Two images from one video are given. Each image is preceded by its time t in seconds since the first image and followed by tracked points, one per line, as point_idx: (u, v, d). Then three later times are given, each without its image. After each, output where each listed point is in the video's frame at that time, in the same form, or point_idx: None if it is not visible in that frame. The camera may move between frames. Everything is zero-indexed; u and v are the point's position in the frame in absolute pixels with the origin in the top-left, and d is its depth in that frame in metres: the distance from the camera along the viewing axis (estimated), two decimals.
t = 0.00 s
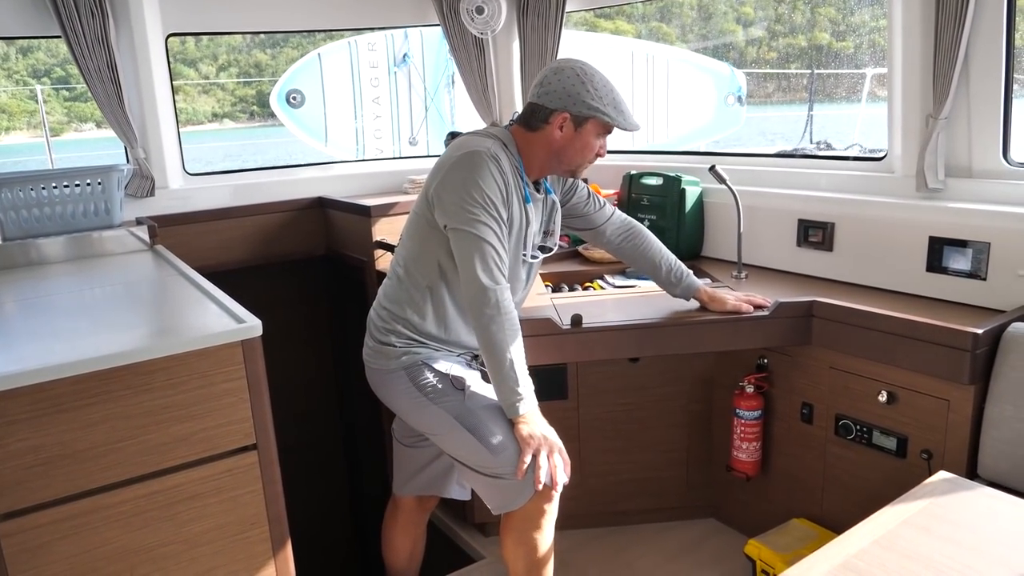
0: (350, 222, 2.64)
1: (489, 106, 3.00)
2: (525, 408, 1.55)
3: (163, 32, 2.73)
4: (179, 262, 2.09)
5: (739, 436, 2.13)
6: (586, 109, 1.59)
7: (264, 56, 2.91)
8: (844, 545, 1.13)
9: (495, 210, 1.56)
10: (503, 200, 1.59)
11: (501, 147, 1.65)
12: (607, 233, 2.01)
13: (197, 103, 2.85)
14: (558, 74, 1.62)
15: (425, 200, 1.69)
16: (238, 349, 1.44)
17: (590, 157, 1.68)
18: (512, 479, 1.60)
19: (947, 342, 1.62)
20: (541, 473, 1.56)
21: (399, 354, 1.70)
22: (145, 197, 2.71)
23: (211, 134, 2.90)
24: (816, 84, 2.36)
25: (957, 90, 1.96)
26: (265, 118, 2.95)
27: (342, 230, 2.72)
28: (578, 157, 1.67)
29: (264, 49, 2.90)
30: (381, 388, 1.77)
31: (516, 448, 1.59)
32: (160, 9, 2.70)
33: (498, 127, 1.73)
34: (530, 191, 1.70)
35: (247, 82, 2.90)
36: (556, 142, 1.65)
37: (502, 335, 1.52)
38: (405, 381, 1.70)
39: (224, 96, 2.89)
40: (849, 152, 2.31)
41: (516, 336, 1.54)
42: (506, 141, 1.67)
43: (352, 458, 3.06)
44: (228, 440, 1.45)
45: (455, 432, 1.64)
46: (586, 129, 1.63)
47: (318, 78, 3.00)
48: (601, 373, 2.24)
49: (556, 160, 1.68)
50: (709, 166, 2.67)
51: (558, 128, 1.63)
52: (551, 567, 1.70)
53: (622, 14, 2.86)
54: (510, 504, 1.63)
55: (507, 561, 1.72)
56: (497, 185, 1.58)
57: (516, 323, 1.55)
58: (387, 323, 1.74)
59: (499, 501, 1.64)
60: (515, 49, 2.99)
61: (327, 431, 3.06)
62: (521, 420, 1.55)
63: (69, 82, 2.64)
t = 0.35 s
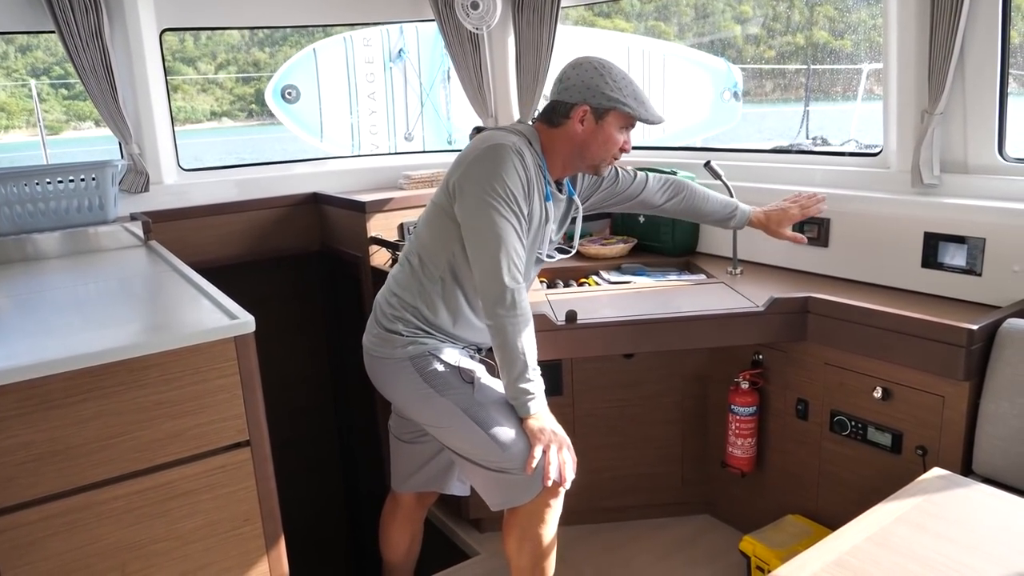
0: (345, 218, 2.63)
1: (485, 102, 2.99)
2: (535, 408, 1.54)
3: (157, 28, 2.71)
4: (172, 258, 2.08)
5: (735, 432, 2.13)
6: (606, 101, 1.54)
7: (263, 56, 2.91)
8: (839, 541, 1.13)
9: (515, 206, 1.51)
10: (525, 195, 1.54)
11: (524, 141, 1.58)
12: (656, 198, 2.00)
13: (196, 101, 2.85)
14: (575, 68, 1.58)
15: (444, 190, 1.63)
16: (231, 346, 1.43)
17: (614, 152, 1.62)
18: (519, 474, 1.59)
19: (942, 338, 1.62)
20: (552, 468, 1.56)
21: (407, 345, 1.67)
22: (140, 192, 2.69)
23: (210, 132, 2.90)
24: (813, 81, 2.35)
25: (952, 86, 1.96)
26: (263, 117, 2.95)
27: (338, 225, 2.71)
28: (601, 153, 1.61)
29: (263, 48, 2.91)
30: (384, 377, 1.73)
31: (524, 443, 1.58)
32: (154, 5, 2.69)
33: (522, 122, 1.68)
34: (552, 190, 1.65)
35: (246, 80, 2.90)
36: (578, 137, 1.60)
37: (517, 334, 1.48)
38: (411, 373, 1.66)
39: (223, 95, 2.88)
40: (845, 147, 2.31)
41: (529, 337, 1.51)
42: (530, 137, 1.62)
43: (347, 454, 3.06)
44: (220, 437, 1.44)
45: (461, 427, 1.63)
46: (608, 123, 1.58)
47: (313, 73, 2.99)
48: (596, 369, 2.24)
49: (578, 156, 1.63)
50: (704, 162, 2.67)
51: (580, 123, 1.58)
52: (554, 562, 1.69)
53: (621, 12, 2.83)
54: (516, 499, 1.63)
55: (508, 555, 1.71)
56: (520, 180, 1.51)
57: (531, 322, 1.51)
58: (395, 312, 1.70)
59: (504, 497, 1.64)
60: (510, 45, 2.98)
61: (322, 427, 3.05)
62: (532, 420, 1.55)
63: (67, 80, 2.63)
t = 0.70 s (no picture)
0: (342, 211, 2.63)
1: (482, 96, 2.99)
2: (549, 404, 1.55)
3: (153, 19, 2.69)
4: (167, 250, 2.08)
5: (730, 426, 2.13)
6: (607, 83, 1.55)
7: (263, 53, 2.90)
8: (831, 534, 1.13)
9: (544, 202, 1.50)
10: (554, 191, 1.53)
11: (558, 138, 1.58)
12: (679, 210, 1.99)
13: (196, 99, 2.85)
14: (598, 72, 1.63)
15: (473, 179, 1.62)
16: (225, 338, 1.43)
17: (620, 137, 1.56)
18: (529, 471, 1.59)
19: (936, 333, 1.62)
20: (564, 467, 1.56)
21: (418, 334, 1.65)
22: (134, 183, 2.70)
23: (209, 130, 2.90)
24: (810, 78, 2.35)
25: (947, 83, 1.96)
26: (263, 116, 2.95)
27: (334, 219, 2.70)
28: (609, 138, 1.57)
29: (263, 45, 2.90)
30: (390, 366, 1.71)
31: (537, 439, 1.58)
32: None
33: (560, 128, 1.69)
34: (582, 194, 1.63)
35: (247, 78, 2.90)
36: (587, 124, 1.59)
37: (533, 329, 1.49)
38: (422, 364, 1.65)
39: (223, 93, 2.88)
40: (842, 143, 2.31)
41: (545, 334, 1.51)
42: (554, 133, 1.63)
43: (343, 449, 3.06)
44: (214, 430, 1.45)
45: (472, 421, 1.62)
46: (613, 106, 1.56)
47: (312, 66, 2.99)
48: (592, 363, 2.24)
49: (612, 154, 1.58)
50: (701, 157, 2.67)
51: (589, 109, 1.59)
52: (557, 558, 1.69)
53: (621, 11, 2.82)
54: (524, 496, 1.63)
55: (512, 551, 1.72)
56: (551, 175, 1.51)
57: (548, 319, 1.51)
58: (409, 300, 1.69)
59: (512, 494, 1.64)
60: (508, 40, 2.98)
61: (319, 422, 3.05)
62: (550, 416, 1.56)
63: (67, 77, 2.62)
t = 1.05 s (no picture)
0: (333, 209, 2.62)
1: (474, 94, 2.98)
2: (540, 406, 1.56)
3: (144, 14, 2.68)
4: (156, 246, 2.07)
5: (719, 426, 2.14)
6: (610, 95, 1.56)
7: (257, 54, 2.90)
8: (818, 532, 1.14)
9: (539, 203, 1.50)
10: (550, 194, 1.53)
11: (556, 141, 1.57)
12: (679, 216, 1.99)
13: (189, 100, 2.84)
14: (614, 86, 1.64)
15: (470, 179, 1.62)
16: (212, 336, 1.42)
17: (609, 149, 1.55)
18: (519, 472, 1.59)
19: (923, 334, 1.63)
20: (552, 469, 1.57)
21: (407, 331, 1.65)
22: (124, 180, 2.68)
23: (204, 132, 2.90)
24: (802, 80, 2.35)
25: (935, 85, 1.97)
26: (258, 116, 2.94)
27: (325, 217, 2.70)
28: (600, 148, 1.56)
29: (257, 47, 2.89)
30: (380, 364, 1.70)
31: (526, 441, 1.58)
32: None
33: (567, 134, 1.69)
34: (576, 200, 1.62)
35: (240, 78, 2.88)
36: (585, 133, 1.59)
37: (523, 329, 1.49)
38: (412, 364, 1.64)
39: (216, 94, 2.87)
40: (833, 144, 2.32)
41: (535, 336, 1.51)
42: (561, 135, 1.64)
43: (332, 448, 3.05)
44: (202, 428, 1.44)
45: (462, 422, 1.61)
46: (611, 117, 1.55)
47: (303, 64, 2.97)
48: (583, 363, 2.24)
49: (599, 166, 1.57)
50: (692, 158, 2.68)
51: (590, 119, 1.59)
52: (544, 561, 1.70)
53: (615, 14, 2.83)
54: (512, 497, 1.62)
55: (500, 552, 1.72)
56: (547, 178, 1.51)
57: (538, 320, 1.51)
58: (400, 296, 1.69)
59: (502, 496, 1.63)
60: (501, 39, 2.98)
61: (308, 420, 3.05)
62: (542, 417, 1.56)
63: (59, 79, 2.60)
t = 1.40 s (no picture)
0: (326, 206, 2.63)
1: (468, 93, 2.99)
2: (532, 404, 1.57)
3: (136, 9, 2.69)
4: (147, 243, 2.08)
5: (710, 424, 2.15)
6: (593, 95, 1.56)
7: (253, 53, 2.90)
8: (805, 526, 1.15)
9: (520, 202, 1.51)
10: (531, 191, 1.54)
11: (535, 139, 1.58)
12: (662, 220, 2.02)
13: (185, 100, 2.85)
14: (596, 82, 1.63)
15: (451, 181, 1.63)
16: (203, 332, 1.43)
17: (590, 150, 1.56)
18: (512, 470, 1.59)
19: (911, 331, 1.65)
20: (547, 467, 1.56)
21: (395, 335, 1.66)
22: (115, 177, 2.68)
23: (200, 132, 2.90)
24: (797, 81, 2.36)
25: (927, 86, 1.99)
26: (254, 116, 2.96)
27: (319, 214, 2.70)
28: (581, 149, 1.56)
29: (253, 46, 2.90)
30: (370, 369, 1.71)
31: (519, 439, 1.59)
32: None
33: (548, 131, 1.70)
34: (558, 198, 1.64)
35: (237, 79, 2.89)
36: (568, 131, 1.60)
37: (511, 327, 1.49)
38: (401, 367, 1.65)
39: (213, 93, 2.87)
40: (826, 145, 2.33)
41: (524, 334, 1.52)
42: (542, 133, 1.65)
43: (325, 446, 3.05)
44: (193, 424, 1.45)
45: (454, 422, 1.62)
46: (593, 118, 1.55)
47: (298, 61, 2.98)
48: (574, 361, 2.25)
49: (580, 167, 1.58)
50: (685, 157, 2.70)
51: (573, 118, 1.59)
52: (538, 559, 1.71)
53: (612, 14, 2.83)
54: (508, 496, 1.62)
55: (494, 549, 1.72)
56: (527, 176, 1.52)
57: (526, 318, 1.52)
58: (387, 302, 1.70)
59: (495, 494, 1.63)
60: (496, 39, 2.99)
61: (300, 418, 3.06)
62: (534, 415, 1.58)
63: (52, 78, 2.60)
